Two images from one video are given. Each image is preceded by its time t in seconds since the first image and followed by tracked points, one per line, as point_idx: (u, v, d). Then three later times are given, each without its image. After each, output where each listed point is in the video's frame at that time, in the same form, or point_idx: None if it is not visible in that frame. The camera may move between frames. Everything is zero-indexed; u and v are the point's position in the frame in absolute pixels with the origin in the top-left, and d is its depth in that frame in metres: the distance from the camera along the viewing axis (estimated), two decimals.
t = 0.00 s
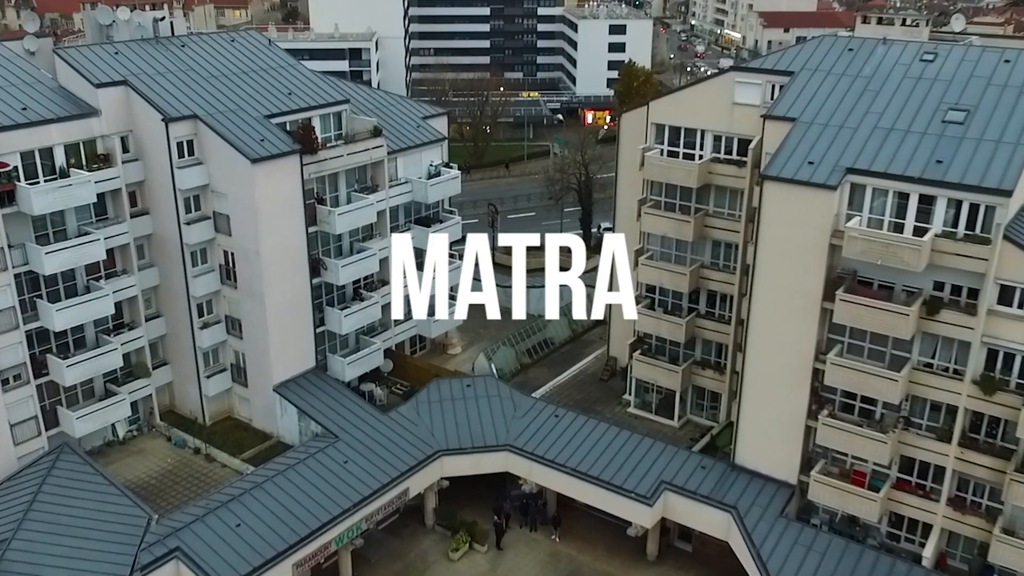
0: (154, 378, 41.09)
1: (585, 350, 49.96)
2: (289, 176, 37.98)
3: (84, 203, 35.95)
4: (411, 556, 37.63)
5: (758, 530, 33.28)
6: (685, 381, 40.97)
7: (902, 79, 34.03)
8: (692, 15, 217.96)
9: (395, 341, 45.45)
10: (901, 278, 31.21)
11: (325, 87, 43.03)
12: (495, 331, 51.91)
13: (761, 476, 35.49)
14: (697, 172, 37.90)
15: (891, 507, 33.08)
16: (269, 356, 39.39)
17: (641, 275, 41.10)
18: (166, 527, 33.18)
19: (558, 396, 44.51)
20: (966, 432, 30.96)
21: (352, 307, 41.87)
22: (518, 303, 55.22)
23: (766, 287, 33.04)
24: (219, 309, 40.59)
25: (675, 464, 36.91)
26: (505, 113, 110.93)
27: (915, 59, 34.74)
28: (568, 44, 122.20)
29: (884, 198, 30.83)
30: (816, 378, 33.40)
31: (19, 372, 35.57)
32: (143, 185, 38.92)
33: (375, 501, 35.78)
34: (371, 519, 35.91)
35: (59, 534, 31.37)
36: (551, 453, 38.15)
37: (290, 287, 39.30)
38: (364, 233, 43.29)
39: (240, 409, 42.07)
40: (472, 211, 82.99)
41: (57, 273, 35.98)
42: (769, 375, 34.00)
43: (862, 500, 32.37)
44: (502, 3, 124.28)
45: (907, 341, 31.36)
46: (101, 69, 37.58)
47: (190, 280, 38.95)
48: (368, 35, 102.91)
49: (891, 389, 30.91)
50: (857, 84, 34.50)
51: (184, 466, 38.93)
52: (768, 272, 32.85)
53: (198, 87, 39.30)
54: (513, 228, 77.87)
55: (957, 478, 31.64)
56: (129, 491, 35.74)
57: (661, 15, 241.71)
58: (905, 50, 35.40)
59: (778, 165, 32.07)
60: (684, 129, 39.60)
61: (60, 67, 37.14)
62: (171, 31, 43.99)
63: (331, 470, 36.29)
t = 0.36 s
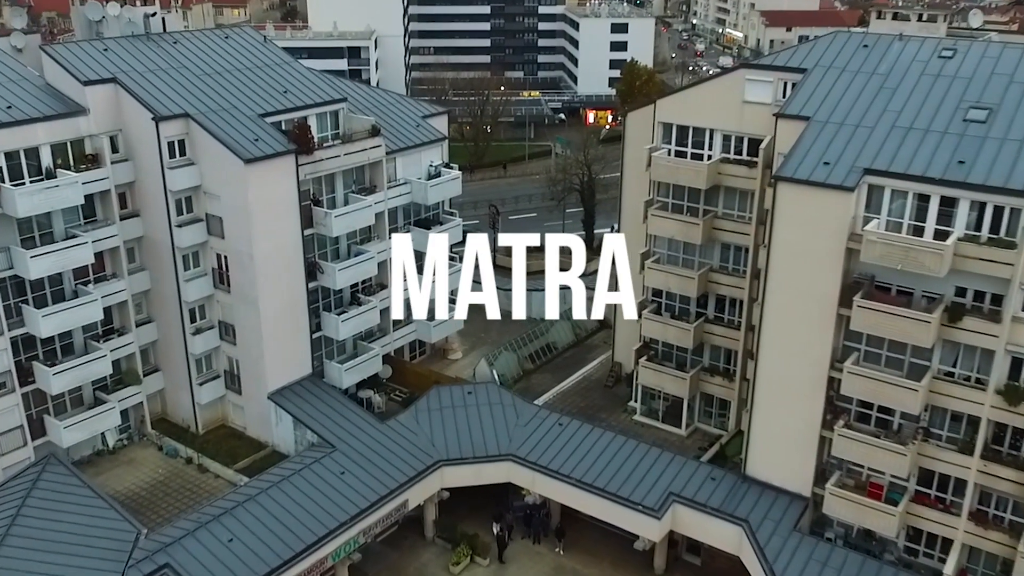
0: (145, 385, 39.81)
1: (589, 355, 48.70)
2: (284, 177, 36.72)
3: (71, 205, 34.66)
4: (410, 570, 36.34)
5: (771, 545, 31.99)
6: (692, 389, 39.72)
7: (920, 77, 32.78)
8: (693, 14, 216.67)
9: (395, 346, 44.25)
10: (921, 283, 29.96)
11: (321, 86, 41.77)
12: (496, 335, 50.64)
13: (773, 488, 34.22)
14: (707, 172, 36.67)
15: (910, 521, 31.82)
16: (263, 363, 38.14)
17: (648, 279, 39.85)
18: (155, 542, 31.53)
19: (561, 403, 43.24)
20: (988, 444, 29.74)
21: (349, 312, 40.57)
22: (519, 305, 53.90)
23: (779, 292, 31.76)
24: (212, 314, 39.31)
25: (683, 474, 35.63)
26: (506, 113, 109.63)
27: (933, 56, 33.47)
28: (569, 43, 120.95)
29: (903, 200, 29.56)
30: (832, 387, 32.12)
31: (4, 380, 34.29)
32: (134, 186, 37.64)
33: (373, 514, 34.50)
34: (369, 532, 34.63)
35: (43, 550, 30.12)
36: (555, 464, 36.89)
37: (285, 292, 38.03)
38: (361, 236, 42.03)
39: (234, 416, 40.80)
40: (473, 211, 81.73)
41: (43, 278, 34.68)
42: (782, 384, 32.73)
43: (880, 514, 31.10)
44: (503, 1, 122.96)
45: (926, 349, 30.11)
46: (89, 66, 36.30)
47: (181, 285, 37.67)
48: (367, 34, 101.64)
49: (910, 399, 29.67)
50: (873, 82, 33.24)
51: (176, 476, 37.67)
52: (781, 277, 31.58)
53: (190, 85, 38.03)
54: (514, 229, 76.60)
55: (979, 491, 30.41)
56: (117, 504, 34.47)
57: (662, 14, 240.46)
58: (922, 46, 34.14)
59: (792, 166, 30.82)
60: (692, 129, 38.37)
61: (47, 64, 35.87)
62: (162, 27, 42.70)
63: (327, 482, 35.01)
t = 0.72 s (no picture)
0: (135, 392, 38.48)
1: (593, 360, 47.40)
2: (278, 177, 35.41)
3: (57, 206, 33.32)
4: None
5: (785, 559, 30.69)
6: (701, 396, 38.44)
7: (939, 72, 31.50)
8: (693, 13, 215.58)
9: (393, 350, 42.95)
10: (942, 288, 28.71)
11: (317, 83, 40.48)
12: (497, 339, 49.35)
13: (786, 500, 32.93)
14: (716, 172, 35.41)
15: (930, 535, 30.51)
16: (257, 369, 36.83)
17: (655, 282, 38.60)
18: (143, 557, 30.19)
19: (565, 410, 41.96)
20: (1013, 455, 28.54)
21: (345, 316, 39.27)
22: (520, 308, 52.63)
23: (794, 297, 30.49)
24: (204, 319, 37.99)
25: (693, 485, 34.33)
26: (506, 112, 108.37)
27: (952, 51, 32.19)
28: (570, 41, 119.70)
29: (924, 200, 28.26)
30: (848, 396, 30.84)
31: None
32: (122, 186, 36.31)
33: (371, 527, 33.19)
34: (367, 546, 33.29)
35: (25, 567, 28.77)
36: (559, 474, 35.59)
37: (279, 296, 36.74)
38: (359, 237, 40.70)
39: (227, 424, 39.48)
40: (473, 212, 80.46)
41: (27, 281, 33.34)
42: (796, 392, 31.44)
43: (899, 528, 29.80)
44: None
45: (948, 357, 28.84)
46: (76, 62, 34.99)
47: (172, 288, 36.35)
48: (365, 32, 100.40)
49: (932, 409, 28.42)
50: (890, 77, 31.97)
51: (166, 487, 36.36)
52: (796, 281, 30.30)
53: (181, 82, 36.72)
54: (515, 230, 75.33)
55: (1003, 504, 29.18)
56: (104, 517, 33.13)
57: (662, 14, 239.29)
58: (941, 41, 32.87)
59: (807, 165, 29.56)
60: (700, 127, 37.10)
61: (32, 60, 34.57)
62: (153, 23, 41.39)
63: (323, 493, 33.69)
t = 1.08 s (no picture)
0: (123, 398, 37.11)
1: (597, 364, 46.08)
2: (271, 175, 34.09)
3: (41, 205, 31.96)
4: None
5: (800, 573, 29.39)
6: (710, 401, 37.17)
7: (960, 65, 30.22)
8: (693, 12, 214.32)
9: (391, 354, 41.70)
10: (966, 290, 27.43)
11: (313, 78, 39.16)
12: (499, 341, 48.04)
13: (800, 510, 31.63)
14: (726, 169, 34.13)
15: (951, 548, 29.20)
16: (249, 374, 35.51)
17: (662, 284, 37.30)
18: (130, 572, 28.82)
19: (569, 415, 40.65)
20: None
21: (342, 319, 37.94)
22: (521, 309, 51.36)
23: (809, 299, 29.23)
24: (195, 322, 36.65)
25: (703, 495, 32.99)
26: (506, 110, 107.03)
27: (973, 43, 30.90)
28: (570, 39, 118.33)
29: (946, 198, 26.98)
30: (866, 402, 29.57)
31: None
32: (110, 184, 34.96)
33: (368, 539, 31.86)
34: (364, 559, 31.95)
35: None
36: (564, 483, 34.27)
37: (273, 298, 35.42)
38: (356, 237, 39.34)
39: (219, 431, 38.12)
40: (472, 211, 79.16)
41: (10, 283, 31.97)
42: (811, 398, 30.15)
43: (920, 541, 28.49)
44: None
45: (972, 362, 27.55)
46: (61, 56, 33.64)
47: (161, 291, 35.01)
48: (363, 29, 99.00)
49: (955, 416, 27.13)
50: (909, 70, 30.67)
51: (156, 497, 35.02)
52: (812, 283, 29.02)
53: (171, 76, 35.40)
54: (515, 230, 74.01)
55: None
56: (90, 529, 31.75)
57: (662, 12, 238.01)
58: (961, 33, 31.59)
59: (824, 161, 28.30)
60: (709, 123, 35.79)
61: (16, 53, 33.22)
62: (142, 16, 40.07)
63: (318, 503, 32.34)
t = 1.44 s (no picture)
0: (111, 403, 35.75)
1: (601, 366, 44.79)
2: (264, 171, 32.76)
3: (23, 203, 30.59)
4: None
5: None
6: (719, 406, 35.92)
7: (983, 56, 28.96)
8: (693, 11, 213.10)
9: (389, 357, 40.42)
10: (993, 291, 26.18)
11: (308, 71, 37.81)
12: (500, 343, 46.76)
13: (816, 520, 30.34)
14: (737, 166, 32.87)
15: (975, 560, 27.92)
16: (242, 379, 34.19)
17: (670, 285, 36.02)
18: None
19: (573, 420, 39.37)
20: None
21: (338, 321, 36.63)
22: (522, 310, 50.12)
23: (826, 301, 27.97)
24: (186, 324, 35.31)
25: (714, 504, 31.67)
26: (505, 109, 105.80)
27: (996, 34, 29.63)
28: (570, 37, 117.05)
29: (972, 194, 25.70)
30: (886, 408, 28.30)
31: None
32: (96, 182, 33.60)
33: (365, 551, 30.51)
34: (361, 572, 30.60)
35: None
36: (569, 492, 32.95)
37: (266, 300, 34.08)
38: (353, 236, 38.01)
39: (211, 437, 36.76)
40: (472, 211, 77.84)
41: None
42: (828, 405, 28.87)
43: (943, 553, 27.19)
44: None
45: (999, 366, 26.29)
46: (46, 47, 32.31)
47: (150, 292, 33.66)
48: (361, 26, 97.78)
49: (981, 423, 25.88)
50: (930, 62, 29.38)
51: (144, 506, 33.65)
52: (830, 283, 27.73)
53: (161, 69, 34.07)
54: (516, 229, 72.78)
55: None
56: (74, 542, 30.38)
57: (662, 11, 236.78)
58: (983, 23, 30.34)
59: (843, 156, 27.04)
60: (719, 118, 34.51)
61: None
62: (132, 8, 38.79)
63: (313, 514, 30.99)
